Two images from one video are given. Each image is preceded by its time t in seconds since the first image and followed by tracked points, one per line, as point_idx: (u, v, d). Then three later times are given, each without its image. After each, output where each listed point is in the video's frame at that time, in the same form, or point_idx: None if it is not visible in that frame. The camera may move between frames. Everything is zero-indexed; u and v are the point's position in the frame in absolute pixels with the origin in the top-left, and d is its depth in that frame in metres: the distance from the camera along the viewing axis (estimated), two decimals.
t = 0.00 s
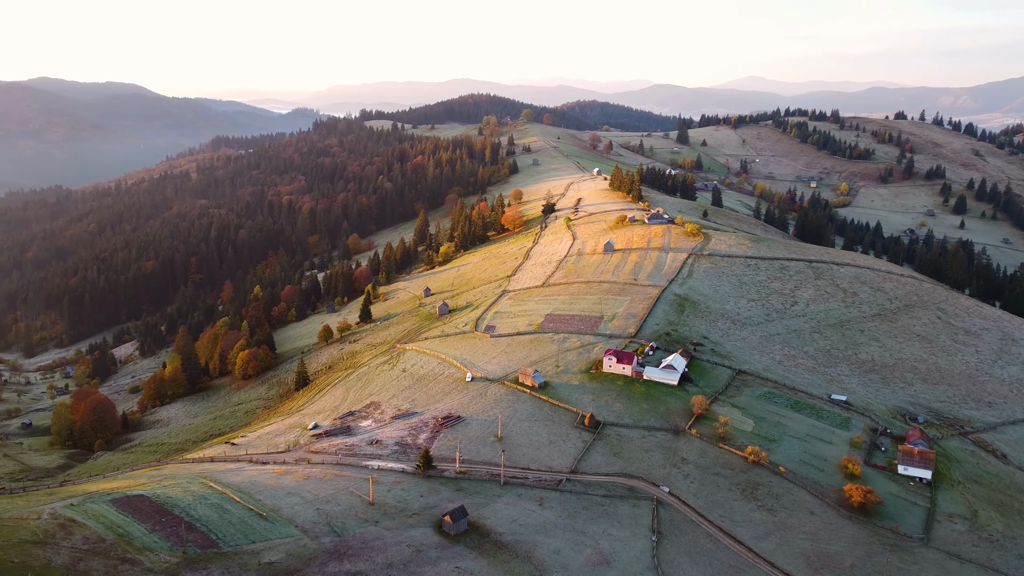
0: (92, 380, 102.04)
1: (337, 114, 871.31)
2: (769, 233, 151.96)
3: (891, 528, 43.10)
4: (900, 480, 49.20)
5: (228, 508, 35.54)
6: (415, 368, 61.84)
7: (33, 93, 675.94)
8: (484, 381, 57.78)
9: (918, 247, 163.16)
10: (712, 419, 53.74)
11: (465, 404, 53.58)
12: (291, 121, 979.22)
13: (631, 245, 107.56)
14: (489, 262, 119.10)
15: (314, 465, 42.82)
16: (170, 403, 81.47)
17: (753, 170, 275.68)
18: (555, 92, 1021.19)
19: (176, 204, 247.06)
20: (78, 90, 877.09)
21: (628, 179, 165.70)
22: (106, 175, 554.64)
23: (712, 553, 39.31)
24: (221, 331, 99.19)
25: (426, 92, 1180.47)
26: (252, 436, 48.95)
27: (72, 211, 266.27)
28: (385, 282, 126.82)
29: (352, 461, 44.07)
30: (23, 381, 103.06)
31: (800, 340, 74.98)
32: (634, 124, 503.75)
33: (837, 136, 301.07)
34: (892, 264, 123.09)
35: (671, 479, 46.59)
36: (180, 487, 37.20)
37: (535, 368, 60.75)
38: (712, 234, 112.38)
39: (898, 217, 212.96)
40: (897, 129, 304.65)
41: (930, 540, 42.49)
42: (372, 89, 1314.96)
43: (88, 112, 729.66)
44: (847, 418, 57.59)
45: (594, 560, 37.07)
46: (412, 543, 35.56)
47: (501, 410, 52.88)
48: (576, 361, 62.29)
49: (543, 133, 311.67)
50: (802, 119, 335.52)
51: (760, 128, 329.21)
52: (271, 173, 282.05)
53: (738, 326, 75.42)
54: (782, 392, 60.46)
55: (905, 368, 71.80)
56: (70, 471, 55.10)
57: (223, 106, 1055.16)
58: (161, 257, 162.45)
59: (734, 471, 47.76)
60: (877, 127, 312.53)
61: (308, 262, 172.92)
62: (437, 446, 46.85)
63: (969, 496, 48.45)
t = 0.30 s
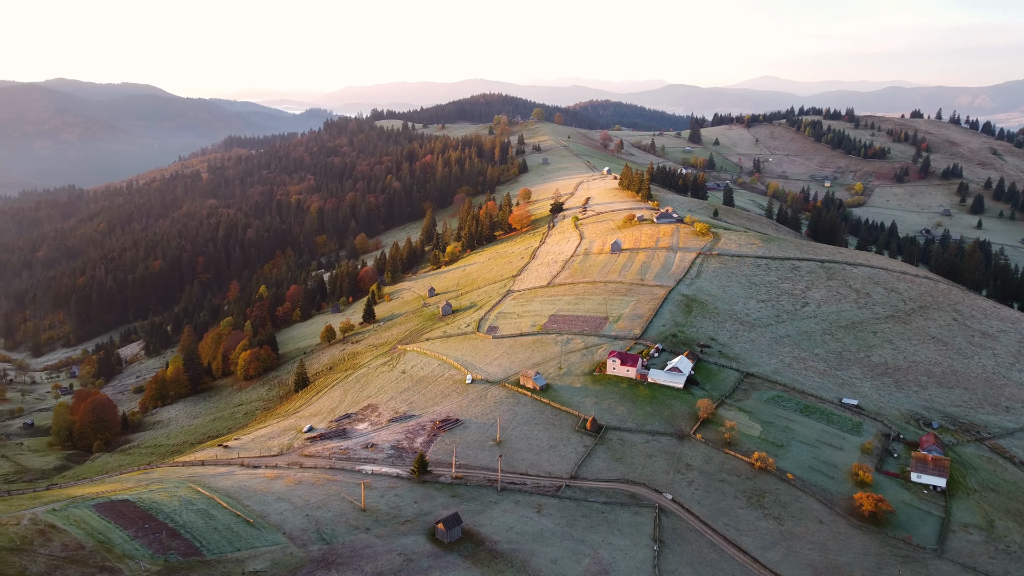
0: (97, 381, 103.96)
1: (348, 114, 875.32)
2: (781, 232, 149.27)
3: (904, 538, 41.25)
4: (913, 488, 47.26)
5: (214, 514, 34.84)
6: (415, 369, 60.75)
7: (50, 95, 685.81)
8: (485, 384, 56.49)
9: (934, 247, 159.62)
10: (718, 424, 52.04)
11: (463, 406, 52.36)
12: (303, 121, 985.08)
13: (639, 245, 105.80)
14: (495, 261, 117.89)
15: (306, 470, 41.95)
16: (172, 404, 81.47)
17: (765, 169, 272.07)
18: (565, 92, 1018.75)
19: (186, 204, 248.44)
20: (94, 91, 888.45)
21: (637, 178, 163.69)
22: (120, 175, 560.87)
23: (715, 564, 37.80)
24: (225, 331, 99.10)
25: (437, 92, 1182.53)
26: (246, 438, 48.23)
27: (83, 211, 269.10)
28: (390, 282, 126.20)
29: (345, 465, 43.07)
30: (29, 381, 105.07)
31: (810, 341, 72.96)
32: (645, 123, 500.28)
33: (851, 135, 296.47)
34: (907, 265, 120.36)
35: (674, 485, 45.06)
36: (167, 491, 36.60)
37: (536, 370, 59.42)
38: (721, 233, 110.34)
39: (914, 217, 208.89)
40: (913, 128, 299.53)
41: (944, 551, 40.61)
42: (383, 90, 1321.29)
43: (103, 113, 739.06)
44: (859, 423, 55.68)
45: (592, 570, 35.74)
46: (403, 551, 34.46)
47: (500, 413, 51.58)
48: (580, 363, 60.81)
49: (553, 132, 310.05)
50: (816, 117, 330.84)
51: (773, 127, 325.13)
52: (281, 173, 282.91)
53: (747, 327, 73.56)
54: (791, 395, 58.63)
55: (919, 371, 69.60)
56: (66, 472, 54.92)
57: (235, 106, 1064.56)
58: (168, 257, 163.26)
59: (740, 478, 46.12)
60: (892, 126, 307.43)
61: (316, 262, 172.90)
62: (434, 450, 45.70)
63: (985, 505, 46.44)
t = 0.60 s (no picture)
0: (97, 381, 104.49)
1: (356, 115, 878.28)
2: (788, 233, 147.08)
3: (911, 550, 39.64)
4: (920, 497, 45.55)
5: (193, 520, 34.04)
6: (410, 371, 59.65)
7: (62, 95, 692.95)
8: (480, 387, 55.26)
9: (945, 249, 156.86)
10: (719, 429, 50.53)
11: (457, 409, 51.14)
12: (311, 121, 989.09)
13: (642, 245, 104.31)
14: (497, 262, 116.65)
15: (293, 475, 41.06)
16: (168, 405, 81.25)
17: (774, 170, 269.34)
18: (573, 93, 1017.43)
19: (192, 204, 249.30)
20: (105, 92, 897.28)
21: (643, 178, 162.03)
22: (130, 174, 565.78)
23: None
24: (224, 332, 98.84)
25: (445, 94, 1184.25)
26: (234, 442, 47.38)
27: (90, 210, 271.20)
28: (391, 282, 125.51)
29: (333, 470, 42.01)
30: (30, 381, 105.79)
31: (816, 345, 71.19)
32: (653, 124, 497.38)
33: (862, 135, 292.99)
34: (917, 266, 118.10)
35: (672, 493, 43.62)
36: (147, 497, 35.94)
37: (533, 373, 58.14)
38: (727, 234, 108.57)
39: (925, 219, 205.71)
40: (925, 129, 295.65)
41: (953, 564, 38.95)
42: (392, 91, 1325.61)
43: (114, 113, 746.00)
44: (865, 429, 53.98)
45: None
46: (388, 561, 33.35)
47: (495, 416, 50.30)
48: (578, 366, 59.41)
49: (559, 132, 308.72)
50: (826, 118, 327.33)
51: (783, 127, 321.93)
52: (288, 173, 283.50)
53: (752, 329, 71.93)
54: (796, 400, 56.99)
55: (928, 376, 67.71)
56: (55, 475, 54.66)
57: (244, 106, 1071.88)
58: (171, 257, 163.67)
59: (741, 486, 44.61)
60: (904, 126, 303.45)
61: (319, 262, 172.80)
62: (425, 455, 44.56)
63: (996, 516, 44.68)
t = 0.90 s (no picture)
0: (91, 381, 104.05)
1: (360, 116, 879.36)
2: (791, 235, 145.37)
3: (910, 562, 38.20)
4: (921, 506, 44.07)
5: (163, 527, 32.87)
6: (399, 373, 58.48)
7: (67, 95, 696.02)
8: (469, 390, 54.01)
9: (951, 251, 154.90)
10: (714, 434, 49.15)
11: (445, 413, 49.89)
12: (315, 122, 990.87)
13: (641, 246, 102.92)
14: (495, 262, 115.43)
15: (271, 479, 39.87)
16: (159, 406, 80.50)
17: (778, 171, 267.34)
18: (577, 95, 1016.43)
19: (194, 204, 249.48)
20: (112, 93, 901.94)
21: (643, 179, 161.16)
22: (135, 174, 567.56)
23: None
24: (217, 333, 98.12)
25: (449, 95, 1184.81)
26: (215, 445, 46.27)
27: (91, 210, 271.79)
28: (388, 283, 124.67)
29: (313, 475, 40.79)
30: (23, 381, 105.53)
31: (816, 348, 69.66)
32: (657, 125, 495.60)
33: (867, 136, 290.66)
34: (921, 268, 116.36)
35: (664, 501, 42.27)
36: (118, 502, 34.80)
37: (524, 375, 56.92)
38: (727, 234, 107.09)
39: (931, 221, 203.45)
40: (931, 130, 293.11)
41: None
42: (396, 92, 1327.22)
43: (118, 113, 749.02)
44: (865, 435, 52.49)
45: None
46: (365, 571, 32.13)
47: (482, 421, 49.03)
48: (571, 369, 58.11)
49: (562, 133, 307.26)
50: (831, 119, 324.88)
51: (788, 128, 319.65)
52: (290, 173, 283.13)
53: (750, 332, 70.48)
54: (794, 405, 55.53)
55: (931, 380, 66.13)
56: (37, 477, 53.87)
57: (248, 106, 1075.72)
58: (169, 257, 163.31)
59: (734, 494, 43.22)
60: (909, 128, 300.95)
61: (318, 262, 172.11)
62: (409, 460, 43.33)
63: (999, 526, 43.21)
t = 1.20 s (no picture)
0: (84, 382, 103.59)
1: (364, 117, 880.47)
2: (793, 235, 143.71)
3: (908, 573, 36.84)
4: (921, 514, 42.67)
5: (133, 533, 31.74)
6: (387, 375, 57.40)
7: (73, 95, 699.05)
8: (457, 392, 52.85)
9: (956, 252, 152.96)
10: (707, 439, 47.86)
11: (431, 416, 48.80)
12: (319, 122, 992.40)
13: (639, 246, 101.71)
14: (492, 262, 114.35)
15: (249, 483, 38.77)
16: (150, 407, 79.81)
17: (782, 172, 265.49)
18: (582, 96, 1016.13)
19: (195, 204, 249.45)
20: (118, 94, 906.24)
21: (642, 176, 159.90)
22: (140, 174, 569.32)
23: None
24: (211, 332, 97.42)
25: (453, 96, 1186.36)
26: (196, 447, 45.26)
27: (93, 210, 272.42)
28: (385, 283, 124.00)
29: (292, 479, 39.70)
30: (17, 382, 105.21)
31: (816, 351, 68.24)
32: (661, 125, 493.39)
33: (872, 137, 288.19)
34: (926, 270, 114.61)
35: (654, 507, 41.03)
36: (88, 506, 33.65)
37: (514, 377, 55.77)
38: (727, 235, 105.78)
39: (936, 222, 201.32)
40: (937, 131, 290.40)
41: None
42: (400, 93, 1329.57)
43: (123, 113, 752.14)
44: (863, 440, 51.13)
45: None
46: None
47: (469, 424, 47.91)
48: (562, 371, 56.94)
49: (565, 133, 305.95)
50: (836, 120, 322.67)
51: (793, 129, 317.46)
52: (292, 173, 282.71)
53: (747, 333, 69.13)
54: (791, 409, 54.20)
55: (933, 384, 64.61)
56: (19, 479, 53.07)
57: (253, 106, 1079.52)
58: (166, 256, 163.07)
59: (726, 500, 41.94)
60: (916, 129, 298.23)
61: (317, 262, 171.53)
62: (392, 463, 42.25)
63: (1002, 536, 41.80)
